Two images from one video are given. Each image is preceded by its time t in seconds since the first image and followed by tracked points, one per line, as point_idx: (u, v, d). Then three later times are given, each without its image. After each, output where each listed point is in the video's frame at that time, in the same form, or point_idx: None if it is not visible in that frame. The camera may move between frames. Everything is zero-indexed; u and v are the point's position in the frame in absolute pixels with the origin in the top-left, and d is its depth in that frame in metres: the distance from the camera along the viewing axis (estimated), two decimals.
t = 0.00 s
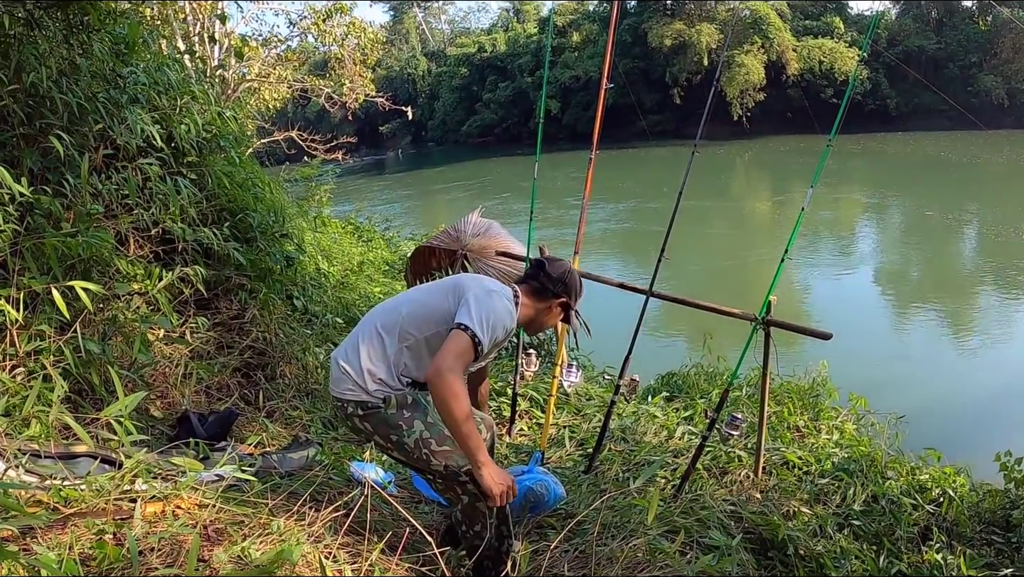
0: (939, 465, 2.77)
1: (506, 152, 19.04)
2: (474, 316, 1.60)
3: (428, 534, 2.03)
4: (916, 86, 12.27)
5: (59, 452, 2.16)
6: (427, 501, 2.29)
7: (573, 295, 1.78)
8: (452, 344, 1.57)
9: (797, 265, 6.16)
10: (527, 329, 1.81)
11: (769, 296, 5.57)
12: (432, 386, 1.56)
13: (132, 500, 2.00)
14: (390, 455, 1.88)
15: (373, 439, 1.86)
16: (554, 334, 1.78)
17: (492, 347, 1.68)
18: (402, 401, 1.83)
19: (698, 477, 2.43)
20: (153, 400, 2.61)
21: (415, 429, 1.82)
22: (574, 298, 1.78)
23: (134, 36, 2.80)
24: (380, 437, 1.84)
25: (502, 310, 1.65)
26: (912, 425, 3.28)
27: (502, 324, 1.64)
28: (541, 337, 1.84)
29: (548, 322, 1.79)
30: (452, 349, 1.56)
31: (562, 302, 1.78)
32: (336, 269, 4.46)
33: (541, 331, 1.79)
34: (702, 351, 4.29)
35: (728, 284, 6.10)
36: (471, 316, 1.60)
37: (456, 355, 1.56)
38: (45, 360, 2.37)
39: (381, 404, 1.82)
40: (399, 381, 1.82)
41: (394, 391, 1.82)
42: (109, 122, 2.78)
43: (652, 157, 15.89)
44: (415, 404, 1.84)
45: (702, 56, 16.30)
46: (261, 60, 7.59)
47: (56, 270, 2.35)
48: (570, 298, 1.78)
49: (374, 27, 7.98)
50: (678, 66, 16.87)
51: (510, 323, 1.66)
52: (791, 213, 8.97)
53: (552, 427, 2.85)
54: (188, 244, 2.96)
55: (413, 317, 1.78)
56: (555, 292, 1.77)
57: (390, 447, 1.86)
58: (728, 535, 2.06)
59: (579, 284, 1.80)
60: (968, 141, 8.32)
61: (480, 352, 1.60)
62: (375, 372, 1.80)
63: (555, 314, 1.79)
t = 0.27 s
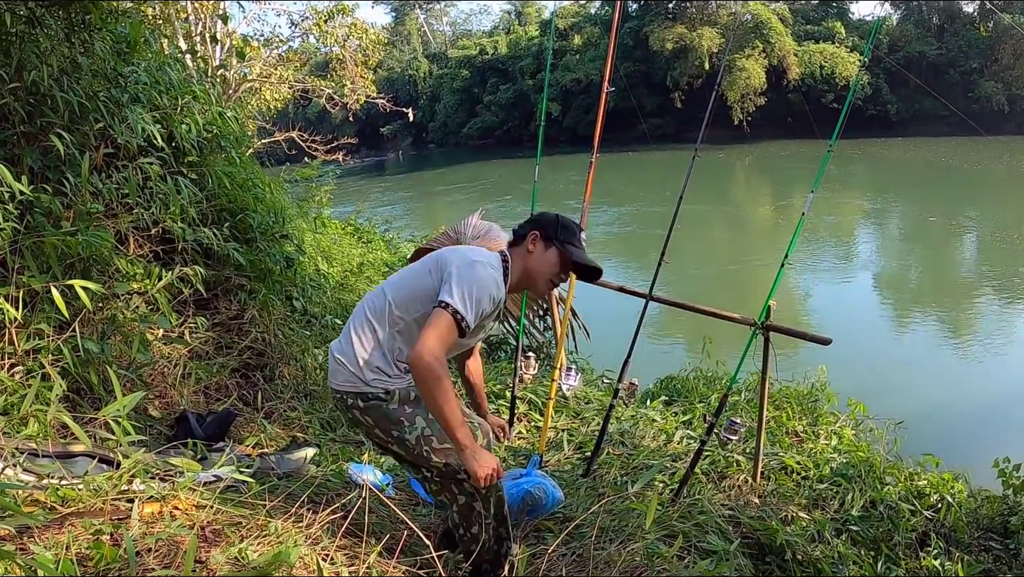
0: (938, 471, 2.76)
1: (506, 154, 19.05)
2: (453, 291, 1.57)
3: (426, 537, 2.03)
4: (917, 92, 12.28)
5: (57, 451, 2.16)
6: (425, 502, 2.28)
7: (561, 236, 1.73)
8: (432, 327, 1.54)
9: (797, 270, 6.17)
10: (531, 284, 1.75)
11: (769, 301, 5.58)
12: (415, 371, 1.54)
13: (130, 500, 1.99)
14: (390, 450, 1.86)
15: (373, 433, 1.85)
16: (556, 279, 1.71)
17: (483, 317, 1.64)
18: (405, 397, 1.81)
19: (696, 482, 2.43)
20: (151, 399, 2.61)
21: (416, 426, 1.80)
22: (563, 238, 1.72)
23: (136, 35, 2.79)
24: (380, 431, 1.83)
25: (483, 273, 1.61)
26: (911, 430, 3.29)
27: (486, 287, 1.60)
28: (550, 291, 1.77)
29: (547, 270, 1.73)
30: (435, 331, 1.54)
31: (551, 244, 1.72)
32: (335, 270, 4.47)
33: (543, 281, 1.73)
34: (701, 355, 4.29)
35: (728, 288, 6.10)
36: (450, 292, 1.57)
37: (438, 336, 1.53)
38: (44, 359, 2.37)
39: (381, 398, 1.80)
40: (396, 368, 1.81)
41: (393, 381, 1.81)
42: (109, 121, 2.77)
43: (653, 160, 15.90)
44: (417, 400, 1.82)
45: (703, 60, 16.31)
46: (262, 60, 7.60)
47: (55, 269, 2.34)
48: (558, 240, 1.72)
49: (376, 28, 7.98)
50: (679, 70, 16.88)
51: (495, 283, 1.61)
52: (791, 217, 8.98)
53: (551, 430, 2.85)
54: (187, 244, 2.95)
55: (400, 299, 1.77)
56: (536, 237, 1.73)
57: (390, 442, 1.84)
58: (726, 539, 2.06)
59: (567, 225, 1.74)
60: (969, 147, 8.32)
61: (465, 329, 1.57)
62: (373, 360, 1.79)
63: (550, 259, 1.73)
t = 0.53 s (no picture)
0: (937, 476, 2.76)
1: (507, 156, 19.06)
2: (416, 244, 1.50)
3: (424, 539, 2.02)
4: (920, 98, 12.29)
5: (56, 449, 2.16)
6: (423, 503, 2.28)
7: (518, 145, 1.66)
8: (401, 288, 1.49)
9: (798, 275, 6.17)
10: (509, 204, 1.67)
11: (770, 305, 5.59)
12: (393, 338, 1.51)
13: (129, 498, 1.99)
14: (386, 439, 1.80)
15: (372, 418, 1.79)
16: (527, 185, 1.63)
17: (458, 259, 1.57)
18: (408, 388, 1.74)
19: (695, 486, 2.43)
20: (151, 398, 2.61)
21: (416, 419, 1.73)
22: (519, 146, 1.65)
23: (140, 33, 2.79)
24: (379, 417, 1.77)
25: (443, 210, 1.54)
26: (911, 437, 3.28)
27: (450, 224, 1.52)
28: (533, 204, 1.68)
29: (517, 181, 1.65)
30: (405, 290, 1.49)
31: (511, 156, 1.66)
32: (336, 270, 4.47)
33: (516, 193, 1.64)
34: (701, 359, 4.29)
35: (728, 292, 6.11)
36: (413, 245, 1.50)
37: (406, 294, 1.49)
38: (43, 356, 2.36)
39: (384, 384, 1.74)
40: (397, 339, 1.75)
41: (396, 364, 1.75)
42: (112, 118, 2.77)
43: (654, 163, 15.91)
44: (420, 392, 1.76)
45: (706, 64, 16.32)
46: (264, 60, 7.61)
47: (56, 267, 2.34)
48: (515, 149, 1.65)
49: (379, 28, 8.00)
50: (682, 73, 16.89)
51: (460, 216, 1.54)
52: (792, 222, 8.98)
53: (550, 432, 2.86)
54: (188, 243, 2.95)
55: (378, 264, 1.69)
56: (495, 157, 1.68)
57: (387, 432, 1.78)
58: (724, 543, 2.05)
59: (523, 134, 1.67)
60: (971, 153, 8.33)
61: (438, 276, 1.51)
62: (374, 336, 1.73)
63: (516, 169, 1.66)
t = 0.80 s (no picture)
0: (937, 481, 2.76)
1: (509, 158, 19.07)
2: (390, 222, 1.52)
3: (425, 541, 2.02)
4: (921, 101, 12.29)
5: (57, 450, 2.16)
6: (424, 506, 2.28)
7: (466, 91, 1.67)
8: (389, 272, 1.53)
9: (799, 278, 6.18)
10: (473, 152, 1.68)
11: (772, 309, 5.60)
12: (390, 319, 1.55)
13: (130, 499, 1.99)
14: (388, 435, 1.80)
15: (377, 409, 1.79)
16: (488, 128, 1.64)
17: (435, 223, 1.59)
18: (410, 385, 1.73)
19: (696, 489, 2.43)
20: (152, 399, 2.61)
21: (417, 417, 1.73)
22: (468, 90, 1.66)
23: (143, 34, 2.80)
24: (383, 410, 1.77)
25: (408, 175, 1.55)
26: (912, 441, 3.29)
27: (418, 190, 1.53)
28: (498, 146, 1.69)
29: (475, 126, 1.67)
30: (389, 269, 1.53)
31: (463, 103, 1.67)
32: (338, 272, 4.48)
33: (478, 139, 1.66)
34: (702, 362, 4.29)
35: (730, 295, 6.11)
36: (387, 223, 1.52)
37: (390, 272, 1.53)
38: (45, 357, 2.37)
39: (388, 377, 1.73)
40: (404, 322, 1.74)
41: (402, 357, 1.73)
42: (114, 119, 2.77)
43: (655, 166, 15.92)
44: (423, 389, 1.74)
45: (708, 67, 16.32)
46: (267, 62, 7.63)
47: (58, 267, 2.33)
48: (465, 95, 1.66)
49: (382, 31, 8.02)
50: (684, 76, 16.91)
51: (425, 178, 1.55)
52: (794, 225, 8.98)
53: (551, 435, 2.87)
54: (190, 244, 2.95)
55: (364, 247, 1.71)
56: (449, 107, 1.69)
57: (389, 425, 1.78)
58: (725, 547, 2.05)
59: (469, 78, 1.68)
60: (973, 157, 8.33)
61: (415, 244, 1.53)
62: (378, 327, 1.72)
63: (471, 115, 1.67)
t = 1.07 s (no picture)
0: (938, 484, 2.75)
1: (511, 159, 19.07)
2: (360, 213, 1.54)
3: (425, 542, 2.02)
4: (923, 103, 12.28)
5: (57, 448, 2.16)
6: (423, 506, 2.28)
7: (417, 65, 1.67)
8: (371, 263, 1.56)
9: (800, 280, 6.18)
10: (438, 124, 1.68)
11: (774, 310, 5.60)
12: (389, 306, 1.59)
13: (129, 499, 1.99)
14: (388, 431, 1.79)
15: (381, 403, 1.78)
16: (446, 98, 1.63)
17: (408, 204, 1.59)
18: (410, 382, 1.71)
19: (697, 491, 2.43)
20: (152, 398, 2.62)
21: (415, 414, 1.71)
22: (419, 63, 1.66)
23: (144, 33, 2.80)
24: (386, 405, 1.76)
25: (370, 162, 1.56)
26: (912, 443, 3.28)
27: (381, 174, 1.54)
28: (461, 112, 1.67)
29: (433, 98, 1.66)
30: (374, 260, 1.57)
31: (418, 78, 1.67)
32: (340, 271, 4.48)
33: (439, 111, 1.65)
34: (703, 364, 4.28)
35: (731, 297, 6.11)
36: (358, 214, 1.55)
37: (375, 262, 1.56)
38: (46, 355, 2.37)
39: (389, 373, 1.72)
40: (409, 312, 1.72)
41: (406, 352, 1.71)
42: (116, 118, 2.77)
43: (657, 167, 15.93)
44: (423, 386, 1.72)
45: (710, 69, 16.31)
46: (269, 61, 7.63)
47: (58, 266, 2.33)
48: (416, 70, 1.66)
49: (384, 30, 8.01)
50: (686, 78, 16.90)
51: (386, 160, 1.56)
52: (796, 227, 8.97)
53: (551, 436, 2.87)
54: (192, 243, 2.95)
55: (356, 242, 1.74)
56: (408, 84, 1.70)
57: (390, 420, 1.78)
58: (724, 549, 2.05)
59: (419, 52, 1.68)
60: (976, 159, 8.31)
61: (391, 230, 1.55)
62: (381, 323, 1.71)
63: (427, 87, 1.66)
